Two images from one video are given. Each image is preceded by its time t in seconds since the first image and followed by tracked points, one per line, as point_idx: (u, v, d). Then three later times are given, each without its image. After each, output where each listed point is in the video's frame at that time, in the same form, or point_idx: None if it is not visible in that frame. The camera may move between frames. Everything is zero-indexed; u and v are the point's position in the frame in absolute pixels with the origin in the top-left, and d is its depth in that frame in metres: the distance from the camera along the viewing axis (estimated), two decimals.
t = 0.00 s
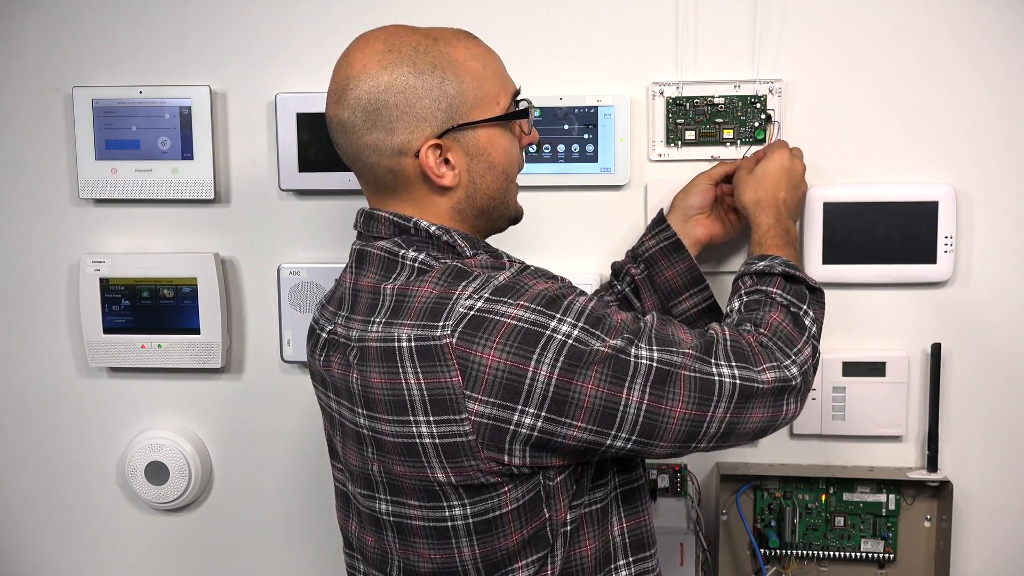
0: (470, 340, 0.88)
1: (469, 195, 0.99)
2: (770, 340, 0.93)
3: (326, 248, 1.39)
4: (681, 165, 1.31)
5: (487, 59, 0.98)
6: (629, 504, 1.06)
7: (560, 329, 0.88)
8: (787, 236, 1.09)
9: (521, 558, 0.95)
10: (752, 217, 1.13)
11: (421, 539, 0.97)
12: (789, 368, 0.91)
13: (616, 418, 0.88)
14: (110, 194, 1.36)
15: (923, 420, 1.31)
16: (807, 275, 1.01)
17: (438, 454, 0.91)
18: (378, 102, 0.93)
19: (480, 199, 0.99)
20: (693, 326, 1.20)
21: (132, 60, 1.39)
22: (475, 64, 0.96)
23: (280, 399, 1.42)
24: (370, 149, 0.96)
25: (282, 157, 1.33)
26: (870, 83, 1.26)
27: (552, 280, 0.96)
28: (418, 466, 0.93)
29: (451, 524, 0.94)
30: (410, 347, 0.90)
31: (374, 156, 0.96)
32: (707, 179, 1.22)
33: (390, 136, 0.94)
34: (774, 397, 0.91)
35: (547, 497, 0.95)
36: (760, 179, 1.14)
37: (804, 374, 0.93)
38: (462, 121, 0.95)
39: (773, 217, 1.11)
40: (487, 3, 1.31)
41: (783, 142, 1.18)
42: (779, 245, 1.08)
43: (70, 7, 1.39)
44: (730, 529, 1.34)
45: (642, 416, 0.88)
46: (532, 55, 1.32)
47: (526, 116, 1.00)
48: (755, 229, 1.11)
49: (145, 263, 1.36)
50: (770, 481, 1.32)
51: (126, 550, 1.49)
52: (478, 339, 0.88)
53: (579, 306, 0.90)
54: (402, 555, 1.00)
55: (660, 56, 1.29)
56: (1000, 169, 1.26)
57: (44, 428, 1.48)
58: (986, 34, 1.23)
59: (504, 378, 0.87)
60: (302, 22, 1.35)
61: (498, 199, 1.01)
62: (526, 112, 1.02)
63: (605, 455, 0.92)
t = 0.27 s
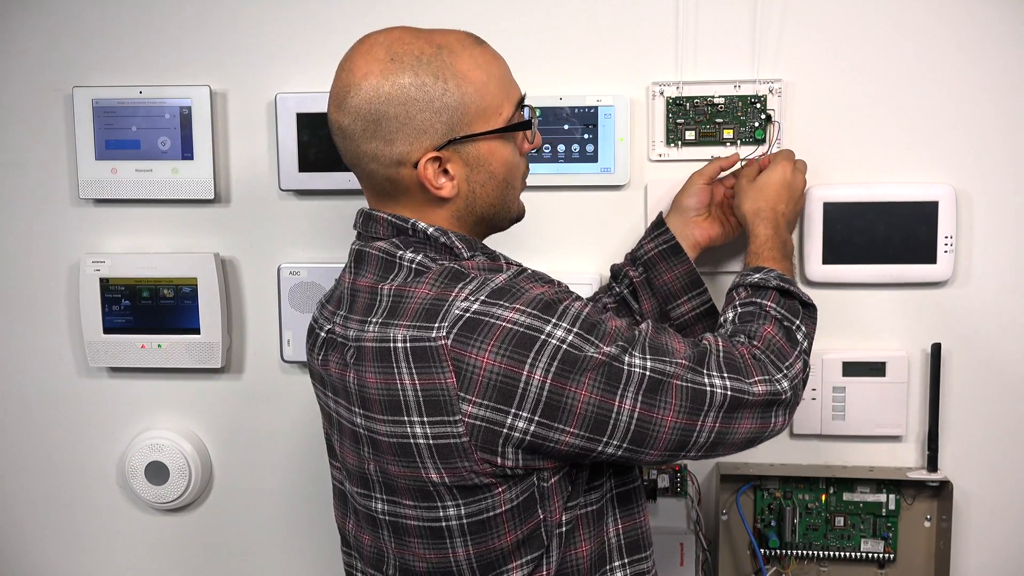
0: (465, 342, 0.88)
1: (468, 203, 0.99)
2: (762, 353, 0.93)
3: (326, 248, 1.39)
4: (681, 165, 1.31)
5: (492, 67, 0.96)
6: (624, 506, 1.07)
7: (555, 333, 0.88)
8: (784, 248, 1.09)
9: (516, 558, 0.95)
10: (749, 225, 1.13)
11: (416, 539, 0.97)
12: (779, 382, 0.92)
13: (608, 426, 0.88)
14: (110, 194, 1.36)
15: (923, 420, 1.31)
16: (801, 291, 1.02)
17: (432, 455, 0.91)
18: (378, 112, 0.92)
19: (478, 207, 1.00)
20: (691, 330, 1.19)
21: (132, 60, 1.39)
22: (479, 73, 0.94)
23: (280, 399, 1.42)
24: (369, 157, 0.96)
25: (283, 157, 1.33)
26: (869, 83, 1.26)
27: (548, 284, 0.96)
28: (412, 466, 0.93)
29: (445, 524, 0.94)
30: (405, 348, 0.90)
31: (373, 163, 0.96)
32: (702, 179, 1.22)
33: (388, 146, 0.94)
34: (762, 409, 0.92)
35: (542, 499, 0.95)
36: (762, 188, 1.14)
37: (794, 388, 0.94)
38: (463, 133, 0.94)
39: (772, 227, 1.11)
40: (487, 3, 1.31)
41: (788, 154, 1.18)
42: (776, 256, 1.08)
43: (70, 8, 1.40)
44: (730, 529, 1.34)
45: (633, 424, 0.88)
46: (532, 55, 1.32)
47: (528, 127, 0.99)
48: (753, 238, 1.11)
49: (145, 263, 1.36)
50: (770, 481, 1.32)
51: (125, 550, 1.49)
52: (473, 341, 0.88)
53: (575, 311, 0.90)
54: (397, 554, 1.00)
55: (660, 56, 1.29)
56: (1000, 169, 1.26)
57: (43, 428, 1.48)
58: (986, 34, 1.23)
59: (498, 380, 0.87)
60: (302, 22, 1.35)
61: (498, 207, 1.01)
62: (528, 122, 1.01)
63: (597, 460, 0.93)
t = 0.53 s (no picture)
0: (464, 342, 0.88)
1: (471, 205, 0.99)
2: (758, 351, 0.94)
3: (326, 248, 1.39)
4: (681, 165, 1.31)
5: (495, 69, 0.96)
6: (622, 505, 1.07)
7: (554, 334, 0.88)
8: (783, 247, 1.09)
9: (516, 558, 0.95)
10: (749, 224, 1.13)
11: (416, 539, 0.97)
12: (776, 380, 0.92)
13: (607, 425, 0.88)
14: (110, 194, 1.36)
15: (923, 420, 1.31)
16: (798, 289, 1.02)
17: (431, 454, 0.91)
18: (383, 118, 0.92)
19: (480, 208, 1.00)
20: (691, 329, 1.19)
21: (132, 60, 1.39)
22: (483, 77, 0.94)
23: (280, 399, 1.42)
24: (373, 161, 0.96)
25: (283, 157, 1.33)
26: (869, 83, 1.26)
27: (547, 284, 0.96)
28: (411, 466, 0.93)
29: (444, 524, 0.94)
30: (404, 347, 0.90)
31: (376, 168, 0.96)
32: (708, 182, 1.22)
33: (393, 151, 0.94)
34: (760, 407, 0.92)
35: (541, 498, 0.95)
36: (765, 186, 1.14)
37: (791, 386, 0.94)
38: (468, 137, 0.94)
39: (771, 226, 1.10)
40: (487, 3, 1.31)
41: (793, 152, 1.19)
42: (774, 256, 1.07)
43: (70, 8, 1.40)
44: (730, 529, 1.34)
45: (632, 423, 0.88)
46: (531, 55, 1.32)
47: (531, 129, 0.99)
48: (752, 237, 1.11)
49: (145, 263, 1.36)
50: (770, 481, 1.32)
51: (125, 550, 1.49)
52: (472, 341, 0.88)
53: (573, 311, 0.90)
54: (397, 554, 1.00)
55: (660, 56, 1.29)
56: (1000, 169, 1.26)
57: (44, 428, 1.48)
58: (985, 35, 1.24)
59: (497, 380, 0.87)
60: (302, 22, 1.35)
61: (500, 207, 1.02)
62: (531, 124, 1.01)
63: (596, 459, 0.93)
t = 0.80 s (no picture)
0: (464, 345, 0.88)
1: (469, 209, 1.00)
2: (753, 354, 0.94)
3: (326, 248, 1.38)
4: (681, 165, 1.31)
5: (493, 72, 0.95)
6: (620, 505, 1.07)
7: (554, 337, 0.88)
8: (786, 248, 1.10)
9: (515, 559, 0.95)
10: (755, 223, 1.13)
11: (415, 540, 0.97)
12: (770, 383, 0.93)
13: (605, 427, 0.88)
14: (111, 194, 1.36)
15: (923, 420, 1.31)
16: (799, 292, 1.03)
17: (430, 456, 0.91)
18: (379, 125, 0.92)
19: (478, 211, 1.00)
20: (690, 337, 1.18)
21: (132, 60, 1.39)
22: (480, 81, 0.93)
23: (280, 398, 1.42)
24: (371, 167, 0.96)
25: (283, 157, 1.33)
26: (869, 83, 1.26)
27: (546, 287, 0.97)
28: (410, 468, 0.93)
29: (444, 526, 0.94)
30: (404, 349, 0.90)
31: (374, 174, 0.97)
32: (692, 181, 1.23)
33: (390, 158, 0.94)
34: (750, 408, 0.94)
35: (540, 499, 0.95)
36: (774, 187, 1.13)
37: (784, 389, 0.95)
38: (464, 143, 0.94)
39: (777, 226, 1.11)
40: (487, 3, 1.31)
41: (806, 157, 1.17)
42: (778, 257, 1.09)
43: (70, 8, 1.40)
44: (730, 529, 1.34)
45: (630, 425, 0.88)
46: (531, 55, 1.32)
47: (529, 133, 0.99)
48: (757, 236, 1.12)
49: (145, 263, 1.36)
50: (770, 481, 1.32)
51: (125, 550, 1.49)
52: (472, 344, 0.87)
53: (572, 314, 0.90)
54: (396, 555, 1.00)
55: (660, 56, 1.29)
56: (1001, 169, 1.26)
57: (44, 428, 1.48)
58: (985, 35, 1.24)
59: (497, 383, 0.87)
60: (302, 22, 1.35)
61: (499, 210, 1.02)
62: (529, 128, 1.01)
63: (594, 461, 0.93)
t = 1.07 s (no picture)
0: (466, 353, 0.88)
1: (468, 212, 1.00)
2: (748, 355, 0.94)
3: (326, 248, 1.38)
4: (681, 165, 1.31)
5: (495, 74, 0.94)
6: (618, 510, 1.07)
7: (555, 345, 0.88)
8: (774, 257, 1.11)
9: (513, 564, 0.95)
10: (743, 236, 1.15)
11: (414, 545, 0.97)
12: (766, 384, 0.93)
13: (605, 435, 0.88)
14: (111, 194, 1.36)
15: (923, 420, 1.31)
16: (787, 296, 1.03)
17: (431, 463, 0.91)
18: (379, 125, 0.92)
19: (476, 213, 1.00)
20: (681, 343, 1.20)
21: (132, 60, 1.39)
22: (482, 83, 0.93)
23: (280, 398, 1.42)
24: (369, 166, 0.96)
25: (283, 157, 1.33)
26: (870, 83, 1.26)
27: (547, 294, 0.97)
28: (410, 474, 0.93)
29: (443, 531, 0.94)
30: (404, 356, 0.90)
31: (373, 173, 0.97)
32: (683, 187, 1.22)
33: (389, 158, 0.94)
34: (747, 412, 0.93)
35: (540, 506, 0.95)
36: (758, 201, 1.15)
37: (779, 392, 0.95)
38: (465, 145, 0.94)
39: (764, 237, 1.12)
40: (486, 3, 1.31)
41: (794, 158, 1.18)
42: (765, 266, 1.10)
43: (69, 7, 1.40)
44: (730, 529, 1.34)
45: (629, 433, 0.88)
46: (531, 55, 1.32)
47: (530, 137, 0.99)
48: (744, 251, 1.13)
49: (145, 263, 1.36)
50: (770, 481, 1.32)
51: (126, 549, 1.49)
52: (473, 352, 0.87)
53: (574, 322, 0.90)
54: (394, 559, 1.00)
55: (660, 56, 1.29)
56: (1001, 169, 1.26)
57: (44, 428, 1.48)
58: (986, 35, 1.23)
59: (498, 391, 0.87)
60: (302, 22, 1.35)
61: (498, 213, 1.02)
62: (531, 131, 1.00)
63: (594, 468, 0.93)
